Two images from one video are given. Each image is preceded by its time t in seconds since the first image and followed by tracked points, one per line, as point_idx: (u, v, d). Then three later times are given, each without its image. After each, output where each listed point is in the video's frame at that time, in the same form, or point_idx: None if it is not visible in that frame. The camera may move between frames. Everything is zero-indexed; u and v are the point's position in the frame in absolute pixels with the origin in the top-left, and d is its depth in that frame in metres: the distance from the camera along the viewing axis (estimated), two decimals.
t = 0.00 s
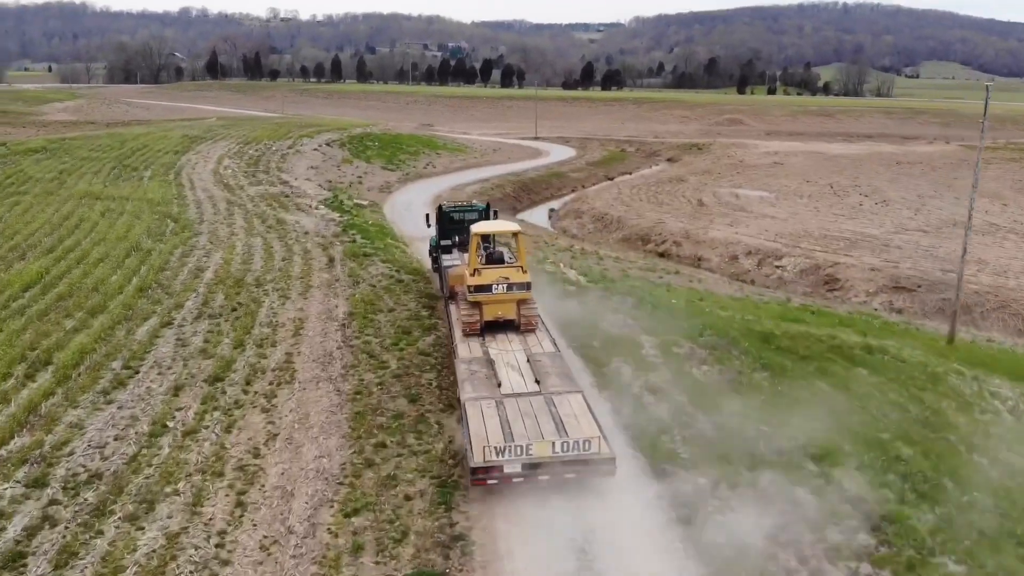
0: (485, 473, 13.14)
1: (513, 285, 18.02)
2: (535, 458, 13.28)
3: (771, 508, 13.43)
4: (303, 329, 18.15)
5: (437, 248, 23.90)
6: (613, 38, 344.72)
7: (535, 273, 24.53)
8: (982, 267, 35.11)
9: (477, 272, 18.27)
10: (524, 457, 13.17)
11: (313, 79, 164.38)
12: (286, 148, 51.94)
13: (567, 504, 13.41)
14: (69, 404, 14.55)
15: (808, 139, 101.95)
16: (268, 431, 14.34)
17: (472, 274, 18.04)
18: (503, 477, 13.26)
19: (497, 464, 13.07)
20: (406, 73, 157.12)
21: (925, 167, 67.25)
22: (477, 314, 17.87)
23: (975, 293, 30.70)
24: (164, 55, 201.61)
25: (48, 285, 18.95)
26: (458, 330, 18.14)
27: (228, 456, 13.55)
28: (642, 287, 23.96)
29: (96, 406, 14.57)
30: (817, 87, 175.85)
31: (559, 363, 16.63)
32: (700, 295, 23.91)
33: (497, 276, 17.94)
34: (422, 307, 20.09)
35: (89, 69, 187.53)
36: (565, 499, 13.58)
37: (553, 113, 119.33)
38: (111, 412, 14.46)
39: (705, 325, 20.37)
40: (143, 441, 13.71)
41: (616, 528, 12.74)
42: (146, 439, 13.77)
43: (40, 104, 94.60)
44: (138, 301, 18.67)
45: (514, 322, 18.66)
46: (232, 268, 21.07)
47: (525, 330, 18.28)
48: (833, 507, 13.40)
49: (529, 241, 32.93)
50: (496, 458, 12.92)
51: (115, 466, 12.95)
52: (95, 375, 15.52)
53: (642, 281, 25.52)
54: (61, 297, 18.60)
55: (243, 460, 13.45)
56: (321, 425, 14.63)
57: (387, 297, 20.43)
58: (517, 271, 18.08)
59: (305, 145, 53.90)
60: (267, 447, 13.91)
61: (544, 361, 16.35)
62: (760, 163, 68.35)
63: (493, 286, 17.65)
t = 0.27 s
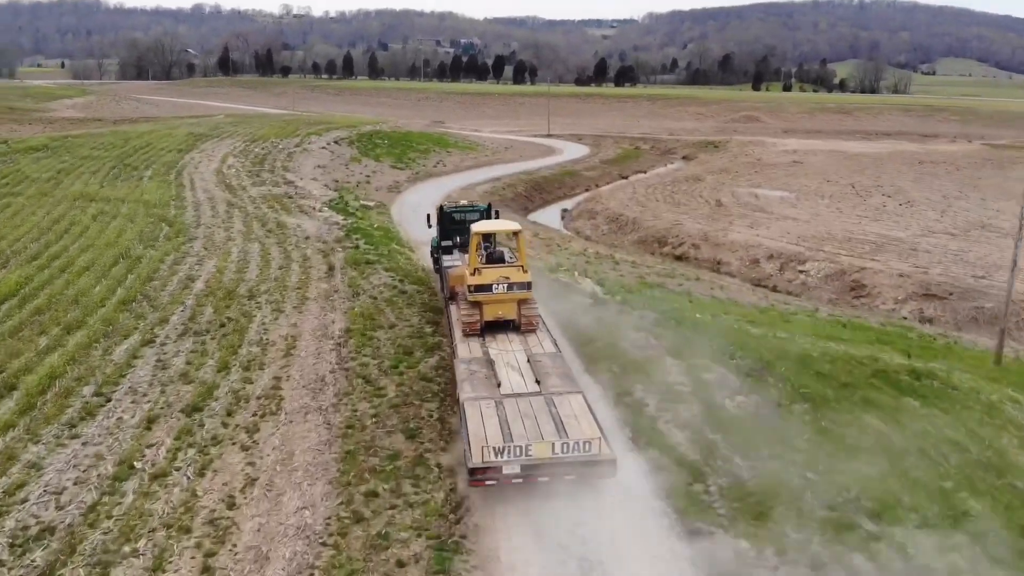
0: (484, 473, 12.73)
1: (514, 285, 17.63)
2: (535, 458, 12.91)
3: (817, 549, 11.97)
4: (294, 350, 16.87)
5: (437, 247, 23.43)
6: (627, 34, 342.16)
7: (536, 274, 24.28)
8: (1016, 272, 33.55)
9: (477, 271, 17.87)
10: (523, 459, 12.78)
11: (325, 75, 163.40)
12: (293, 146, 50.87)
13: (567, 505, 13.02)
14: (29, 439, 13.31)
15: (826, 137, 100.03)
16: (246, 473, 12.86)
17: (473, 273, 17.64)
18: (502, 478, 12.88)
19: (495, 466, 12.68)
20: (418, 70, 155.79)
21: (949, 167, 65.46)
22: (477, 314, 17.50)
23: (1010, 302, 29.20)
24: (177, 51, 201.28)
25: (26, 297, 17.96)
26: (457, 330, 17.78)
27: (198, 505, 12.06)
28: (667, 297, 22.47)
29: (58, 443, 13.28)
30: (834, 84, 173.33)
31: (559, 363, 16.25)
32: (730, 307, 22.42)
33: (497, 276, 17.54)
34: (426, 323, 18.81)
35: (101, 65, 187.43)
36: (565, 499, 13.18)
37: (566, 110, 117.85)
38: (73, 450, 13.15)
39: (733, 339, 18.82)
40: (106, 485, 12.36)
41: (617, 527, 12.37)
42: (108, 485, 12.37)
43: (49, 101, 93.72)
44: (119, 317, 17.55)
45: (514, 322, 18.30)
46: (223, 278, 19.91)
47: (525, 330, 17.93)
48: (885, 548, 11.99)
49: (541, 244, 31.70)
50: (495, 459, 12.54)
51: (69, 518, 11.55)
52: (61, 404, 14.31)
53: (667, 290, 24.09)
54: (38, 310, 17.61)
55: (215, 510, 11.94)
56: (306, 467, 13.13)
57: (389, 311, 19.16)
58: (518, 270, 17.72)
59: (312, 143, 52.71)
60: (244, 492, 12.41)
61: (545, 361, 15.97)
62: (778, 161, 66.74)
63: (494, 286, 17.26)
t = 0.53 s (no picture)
0: (483, 474, 12.66)
1: (514, 286, 17.34)
2: (534, 459, 12.85)
3: None
4: (282, 377, 15.63)
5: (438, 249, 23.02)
6: (641, 32, 339.61)
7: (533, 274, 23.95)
8: None
9: (478, 271, 17.63)
10: (523, 459, 12.71)
11: (336, 73, 162.39)
12: (300, 145, 49.81)
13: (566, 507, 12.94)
14: None
15: (845, 136, 98.09)
16: (217, 530, 11.47)
17: (472, 274, 17.38)
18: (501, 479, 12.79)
19: (494, 466, 12.61)
20: (430, 68, 154.47)
21: (973, 167, 63.65)
22: (477, 315, 17.25)
23: None
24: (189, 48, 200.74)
25: None
26: (457, 330, 17.56)
27: (158, 570, 10.66)
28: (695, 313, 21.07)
29: (11, 490, 12.05)
30: (851, 82, 170.85)
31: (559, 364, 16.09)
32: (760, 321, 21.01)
33: (498, 276, 17.26)
34: (428, 344, 17.58)
35: (113, 63, 187.02)
36: (565, 500, 13.11)
37: (579, 108, 116.31)
38: (27, 498, 11.91)
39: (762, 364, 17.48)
40: (57, 545, 11.02)
41: (617, 530, 12.30)
42: (61, 542, 11.08)
43: (57, 99, 92.84)
44: (96, 338, 16.47)
45: (515, 323, 18.03)
46: (212, 293, 18.80)
47: (525, 331, 17.67)
48: None
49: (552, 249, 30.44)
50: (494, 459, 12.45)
51: None
52: (20, 442, 13.12)
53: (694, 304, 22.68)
54: (11, 329, 16.59)
55: None
56: (285, 522, 11.74)
57: (388, 330, 17.93)
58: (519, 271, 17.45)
59: (320, 142, 51.55)
60: (214, 553, 11.02)
61: (545, 363, 15.75)
62: (797, 161, 65.15)
63: (494, 287, 16.98)
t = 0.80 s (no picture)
0: (482, 473, 12.69)
1: (515, 286, 17.13)
2: (534, 457, 12.87)
3: None
4: (270, 404, 14.57)
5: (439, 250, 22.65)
6: (652, 29, 337.33)
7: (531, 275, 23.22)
8: None
9: (478, 271, 17.49)
10: (522, 457, 12.72)
11: (345, 69, 161.42)
12: (306, 143, 48.85)
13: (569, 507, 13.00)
14: None
15: (860, 134, 96.49)
16: None
17: (473, 273, 17.21)
18: (502, 478, 12.84)
19: (494, 464, 12.64)
20: (439, 65, 153.41)
21: (995, 166, 62.09)
22: (477, 315, 17.06)
23: None
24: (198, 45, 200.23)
25: None
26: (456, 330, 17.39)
27: None
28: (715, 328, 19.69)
29: None
30: (864, 79, 168.83)
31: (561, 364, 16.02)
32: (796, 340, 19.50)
33: (499, 276, 17.07)
34: (430, 364, 16.53)
35: (123, 59, 186.59)
36: (567, 501, 13.17)
37: (590, 105, 114.97)
38: None
39: (798, 392, 16.04)
40: None
41: (617, 529, 12.35)
42: None
43: (63, 96, 92.05)
44: (73, 357, 15.52)
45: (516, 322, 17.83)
46: (202, 306, 17.87)
47: (526, 331, 17.52)
48: None
49: (564, 253, 29.34)
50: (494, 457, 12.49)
51: None
52: None
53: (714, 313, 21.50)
54: None
55: None
56: None
57: (388, 349, 16.90)
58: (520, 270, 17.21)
59: (326, 141, 50.53)
60: None
61: (546, 362, 15.69)
62: (813, 160, 63.74)
63: (494, 287, 16.79)
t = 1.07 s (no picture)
0: (480, 470, 12.41)
1: (516, 285, 16.91)
2: (532, 455, 12.58)
3: None
4: (249, 445, 13.13)
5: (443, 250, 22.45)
6: (668, 24, 334.45)
7: (542, 290, 21.73)
8: None
9: (479, 270, 17.30)
10: (521, 455, 12.45)
11: (358, 66, 160.24)
12: (314, 141, 47.63)
13: (571, 507, 12.65)
14: None
15: (881, 131, 94.48)
16: None
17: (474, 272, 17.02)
18: (500, 476, 12.56)
19: (491, 462, 12.37)
20: (453, 61, 151.92)
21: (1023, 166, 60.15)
22: (478, 313, 16.84)
23: None
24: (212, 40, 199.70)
25: None
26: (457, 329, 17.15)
27: None
28: (751, 350, 17.94)
29: None
30: (883, 75, 166.24)
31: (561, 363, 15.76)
32: (846, 365, 17.63)
33: (499, 274, 16.86)
34: (432, 396, 15.09)
35: (137, 56, 186.19)
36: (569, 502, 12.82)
37: (605, 102, 113.31)
38: None
39: (859, 435, 13.95)
40: None
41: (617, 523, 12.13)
42: None
43: (73, 93, 91.05)
44: (37, 387, 14.19)
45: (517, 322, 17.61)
46: (185, 325, 16.64)
47: (528, 330, 17.30)
48: None
49: (579, 258, 28.03)
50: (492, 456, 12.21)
51: None
52: None
53: (741, 326, 20.05)
54: None
55: None
56: None
57: (385, 378, 15.47)
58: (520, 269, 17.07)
59: (335, 139, 49.28)
60: None
61: (546, 361, 15.46)
62: (835, 159, 62.00)
63: (494, 285, 16.58)
